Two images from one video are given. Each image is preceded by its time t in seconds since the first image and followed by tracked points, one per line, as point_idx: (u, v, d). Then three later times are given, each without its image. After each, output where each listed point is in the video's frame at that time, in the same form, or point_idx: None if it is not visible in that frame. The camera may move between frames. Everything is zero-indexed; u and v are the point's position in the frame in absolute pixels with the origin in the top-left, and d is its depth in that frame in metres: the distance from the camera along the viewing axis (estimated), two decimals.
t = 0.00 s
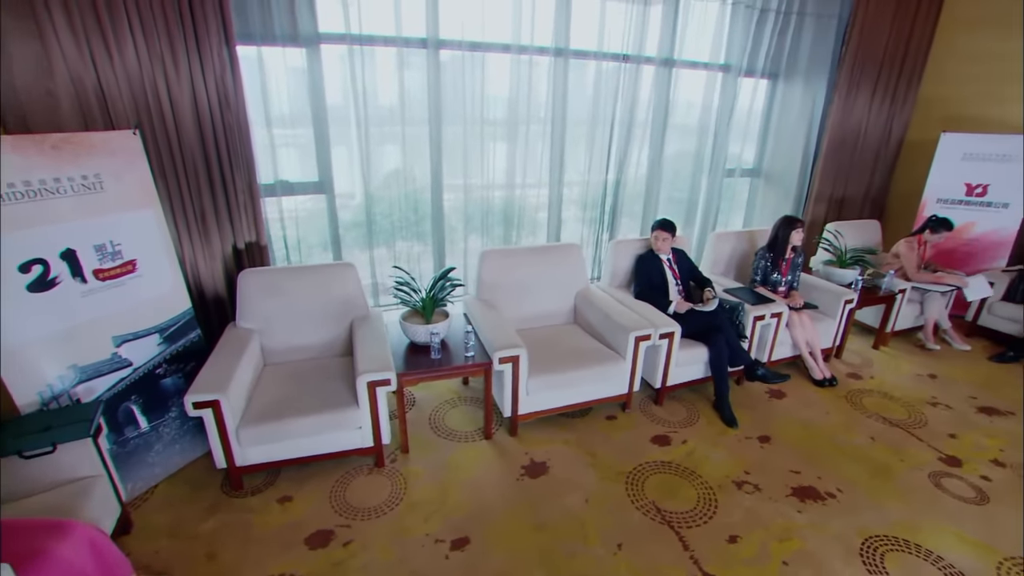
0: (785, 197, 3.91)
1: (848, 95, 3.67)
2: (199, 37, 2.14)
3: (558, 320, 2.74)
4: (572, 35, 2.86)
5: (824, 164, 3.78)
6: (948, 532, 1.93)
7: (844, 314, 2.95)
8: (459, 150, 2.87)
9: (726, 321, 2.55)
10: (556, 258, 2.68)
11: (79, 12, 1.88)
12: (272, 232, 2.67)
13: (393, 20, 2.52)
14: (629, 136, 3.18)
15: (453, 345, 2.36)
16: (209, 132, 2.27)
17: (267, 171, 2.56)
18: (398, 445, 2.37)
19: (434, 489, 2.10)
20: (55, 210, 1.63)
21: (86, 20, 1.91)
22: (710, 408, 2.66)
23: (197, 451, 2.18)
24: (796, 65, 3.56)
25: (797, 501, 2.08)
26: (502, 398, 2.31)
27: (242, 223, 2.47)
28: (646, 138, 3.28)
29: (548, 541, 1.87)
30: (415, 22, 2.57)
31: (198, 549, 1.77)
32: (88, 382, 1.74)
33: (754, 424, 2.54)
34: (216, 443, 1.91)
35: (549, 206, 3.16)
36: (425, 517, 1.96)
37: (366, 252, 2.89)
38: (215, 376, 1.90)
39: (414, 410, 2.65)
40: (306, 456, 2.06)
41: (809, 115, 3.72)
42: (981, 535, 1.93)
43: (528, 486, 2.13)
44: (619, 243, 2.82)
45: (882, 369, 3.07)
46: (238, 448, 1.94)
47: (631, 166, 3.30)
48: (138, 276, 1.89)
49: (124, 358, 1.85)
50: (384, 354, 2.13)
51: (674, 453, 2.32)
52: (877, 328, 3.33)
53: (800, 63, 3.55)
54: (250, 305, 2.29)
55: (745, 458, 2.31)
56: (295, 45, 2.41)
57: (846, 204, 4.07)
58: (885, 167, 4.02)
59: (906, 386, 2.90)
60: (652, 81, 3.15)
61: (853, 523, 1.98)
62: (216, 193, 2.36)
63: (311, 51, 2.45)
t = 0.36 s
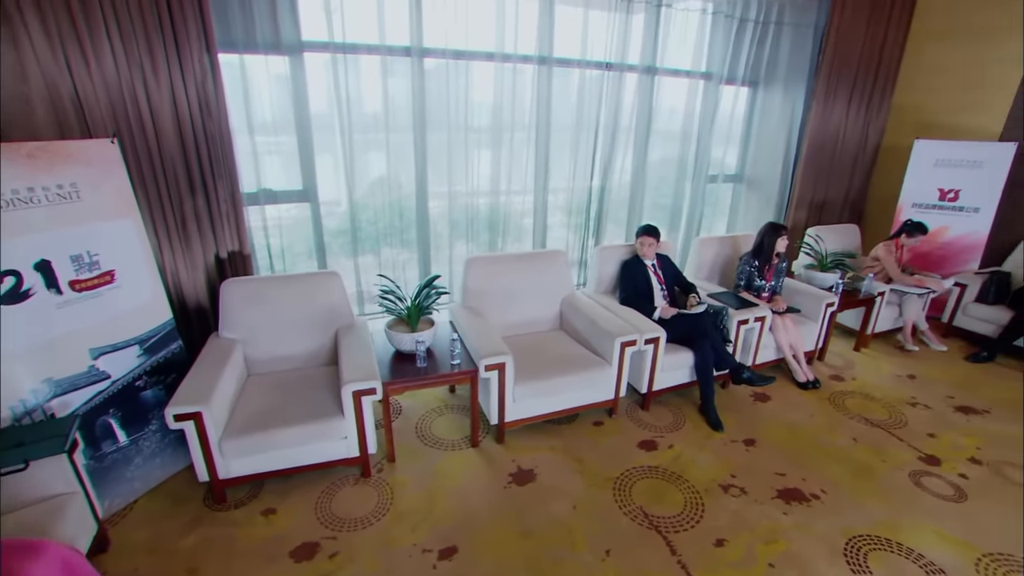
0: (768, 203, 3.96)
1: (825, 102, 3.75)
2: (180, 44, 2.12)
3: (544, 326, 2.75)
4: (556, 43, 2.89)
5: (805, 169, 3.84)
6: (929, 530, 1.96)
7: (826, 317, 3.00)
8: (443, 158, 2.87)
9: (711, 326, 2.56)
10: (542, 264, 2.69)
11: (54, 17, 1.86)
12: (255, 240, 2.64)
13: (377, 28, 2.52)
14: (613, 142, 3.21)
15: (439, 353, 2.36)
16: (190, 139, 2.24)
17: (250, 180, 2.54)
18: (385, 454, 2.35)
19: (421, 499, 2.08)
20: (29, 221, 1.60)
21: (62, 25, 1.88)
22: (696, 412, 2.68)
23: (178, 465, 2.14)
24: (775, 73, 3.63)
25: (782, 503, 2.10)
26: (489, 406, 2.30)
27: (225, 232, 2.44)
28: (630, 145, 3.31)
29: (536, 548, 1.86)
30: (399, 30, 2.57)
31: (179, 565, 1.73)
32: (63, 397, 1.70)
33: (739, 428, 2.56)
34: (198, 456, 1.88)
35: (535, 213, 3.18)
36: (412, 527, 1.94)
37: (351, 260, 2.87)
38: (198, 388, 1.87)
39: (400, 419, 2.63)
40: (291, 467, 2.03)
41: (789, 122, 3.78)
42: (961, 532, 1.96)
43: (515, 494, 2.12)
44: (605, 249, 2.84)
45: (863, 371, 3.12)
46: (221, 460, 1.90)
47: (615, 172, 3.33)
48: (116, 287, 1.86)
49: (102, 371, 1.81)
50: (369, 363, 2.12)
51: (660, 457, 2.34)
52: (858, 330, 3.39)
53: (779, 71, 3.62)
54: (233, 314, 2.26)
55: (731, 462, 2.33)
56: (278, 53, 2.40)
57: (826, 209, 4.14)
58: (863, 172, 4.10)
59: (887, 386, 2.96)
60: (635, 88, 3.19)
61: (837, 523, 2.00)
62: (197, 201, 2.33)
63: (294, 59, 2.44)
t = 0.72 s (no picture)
0: (750, 209, 4.00)
1: (804, 110, 3.83)
2: (160, 51, 2.10)
3: (531, 333, 2.75)
4: (539, 51, 2.91)
5: (785, 175, 3.91)
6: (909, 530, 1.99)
7: (808, 321, 3.04)
8: (428, 165, 2.87)
9: (694, 331, 2.60)
10: (527, 272, 2.70)
11: (29, 24, 1.83)
12: (238, 249, 2.61)
13: (360, 36, 2.52)
14: (598, 149, 3.24)
15: (425, 361, 2.35)
16: (170, 148, 2.22)
17: (233, 189, 2.51)
18: (371, 464, 2.33)
19: (408, 508, 2.07)
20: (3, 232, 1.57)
21: (37, 32, 1.85)
22: (682, 417, 2.69)
23: (159, 479, 2.10)
24: (755, 81, 3.69)
25: (768, 506, 2.12)
26: (476, 413, 2.30)
27: (207, 241, 2.42)
28: (614, 151, 3.34)
29: (523, 556, 1.85)
30: (383, 39, 2.57)
31: None
32: (36, 413, 1.64)
33: (725, 432, 2.59)
34: (179, 470, 1.84)
35: (520, 219, 3.18)
36: (399, 537, 1.92)
37: (335, 268, 2.85)
38: (179, 400, 1.84)
39: (387, 428, 2.61)
40: (275, 479, 2.00)
41: (770, 128, 3.84)
42: (941, 530, 2.00)
43: (502, 502, 2.11)
44: (589, 256, 2.85)
45: (845, 373, 3.17)
46: (203, 473, 1.87)
47: (600, 179, 3.35)
48: (93, 297, 1.83)
49: (78, 385, 1.76)
50: (354, 373, 2.10)
51: (647, 462, 2.34)
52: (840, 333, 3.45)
53: (758, 79, 3.69)
54: (215, 325, 2.23)
55: (717, 465, 2.34)
56: (261, 61, 2.38)
57: (807, 214, 4.21)
58: (842, 177, 4.19)
59: (868, 388, 3.01)
60: (619, 96, 3.22)
61: (821, 525, 2.02)
62: (178, 211, 2.30)
63: (277, 67, 2.42)
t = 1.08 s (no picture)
0: (735, 213, 4.05)
1: (786, 116, 3.90)
2: (142, 59, 2.08)
3: (518, 339, 2.75)
4: (525, 59, 2.93)
5: (768, 181, 3.97)
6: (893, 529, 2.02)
7: (792, 324, 3.08)
8: (415, 172, 2.87)
9: (680, 335, 2.62)
10: (514, 278, 2.70)
11: (5, 30, 1.80)
12: (222, 257, 2.58)
13: (345, 43, 2.52)
14: (584, 156, 3.26)
15: (412, 368, 2.34)
16: (152, 155, 2.19)
17: (216, 197, 2.49)
18: (358, 473, 2.30)
19: (397, 517, 2.05)
20: None
21: (14, 39, 1.82)
22: (670, 421, 2.71)
23: (140, 492, 2.06)
24: (737, 88, 3.75)
25: (755, 508, 2.13)
26: (464, 421, 2.29)
27: (190, 249, 2.38)
28: (600, 157, 3.37)
29: (512, 563, 1.85)
30: (368, 46, 2.57)
31: None
32: (12, 426, 1.60)
33: (712, 435, 2.60)
34: (162, 483, 1.80)
35: (507, 226, 3.19)
36: (387, 547, 1.91)
37: (321, 275, 2.83)
38: (161, 411, 1.80)
39: (374, 436, 2.58)
40: (261, 490, 1.97)
41: (753, 134, 3.90)
42: (923, 529, 2.03)
43: (491, 509, 2.10)
44: (576, 261, 2.87)
45: (830, 375, 3.21)
46: (186, 486, 1.83)
47: (586, 185, 3.37)
48: (71, 308, 1.79)
49: (55, 397, 1.73)
50: (340, 381, 2.09)
51: (636, 467, 2.35)
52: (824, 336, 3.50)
53: (741, 86, 3.75)
54: (199, 334, 2.20)
55: (705, 469, 2.36)
56: (245, 68, 2.37)
57: (791, 218, 4.28)
58: (824, 182, 4.26)
59: (852, 390, 3.05)
60: (604, 102, 3.25)
61: (807, 526, 2.04)
62: (160, 219, 2.27)
63: (262, 74, 2.41)
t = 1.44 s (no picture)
0: (719, 218, 4.10)
1: (768, 123, 3.97)
2: (121, 65, 2.06)
3: (505, 346, 2.75)
4: (510, 67, 2.95)
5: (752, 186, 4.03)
6: (876, 529, 2.05)
7: (777, 327, 3.12)
8: (401, 178, 2.86)
9: (667, 340, 2.63)
10: (500, 284, 2.71)
11: None
12: (205, 265, 2.55)
13: (330, 51, 2.52)
14: (569, 162, 3.28)
15: (399, 376, 2.33)
16: (133, 162, 2.16)
17: (199, 204, 2.46)
18: (345, 482, 2.28)
19: (384, 527, 2.03)
20: None
21: None
22: (657, 426, 2.72)
23: (120, 507, 2.01)
24: (720, 95, 3.81)
25: (742, 511, 2.15)
26: (451, 428, 2.28)
27: (172, 258, 2.35)
28: (586, 163, 3.39)
29: (500, 571, 1.84)
30: (353, 54, 2.57)
31: None
32: None
33: (699, 439, 2.62)
34: (142, 496, 1.76)
35: (493, 232, 3.19)
36: (374, 557, 1.89)
37: (306, 283, 2.81)
38: (141, 423, 1.77)
39: (361, 445, 2.56)
40: (245, 501, 1.94)
41: (736, 140, 3.95)
42: (906, 528, 2.06)
43: (479, 517, 2.09)
44: (562, 267, 2.88)
45: (814, 377, 3.26)
46: (168, 499, 1.80)
47: (572, 191, 3.39)
48: (47, 318, 1.75)
49: (30, 411, 1.69)
50: (326, 390, 2.07)
51: (623, 472, 2.36)
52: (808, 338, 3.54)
53: (723, 93, 3.80)
54: (181, 344, 2.16)
55: (692, 472, 2.37)
56: (227, 75, 2.35)
57: (774, 223, 4.34)
58: (806, 187, 4.34)
59: (835, 391, 3.09)
60: (589, 109, 3.28)
61: (793, 528, 2.06)
62: (141, 227, 2.23)
63: (245, 81, 2.39)
